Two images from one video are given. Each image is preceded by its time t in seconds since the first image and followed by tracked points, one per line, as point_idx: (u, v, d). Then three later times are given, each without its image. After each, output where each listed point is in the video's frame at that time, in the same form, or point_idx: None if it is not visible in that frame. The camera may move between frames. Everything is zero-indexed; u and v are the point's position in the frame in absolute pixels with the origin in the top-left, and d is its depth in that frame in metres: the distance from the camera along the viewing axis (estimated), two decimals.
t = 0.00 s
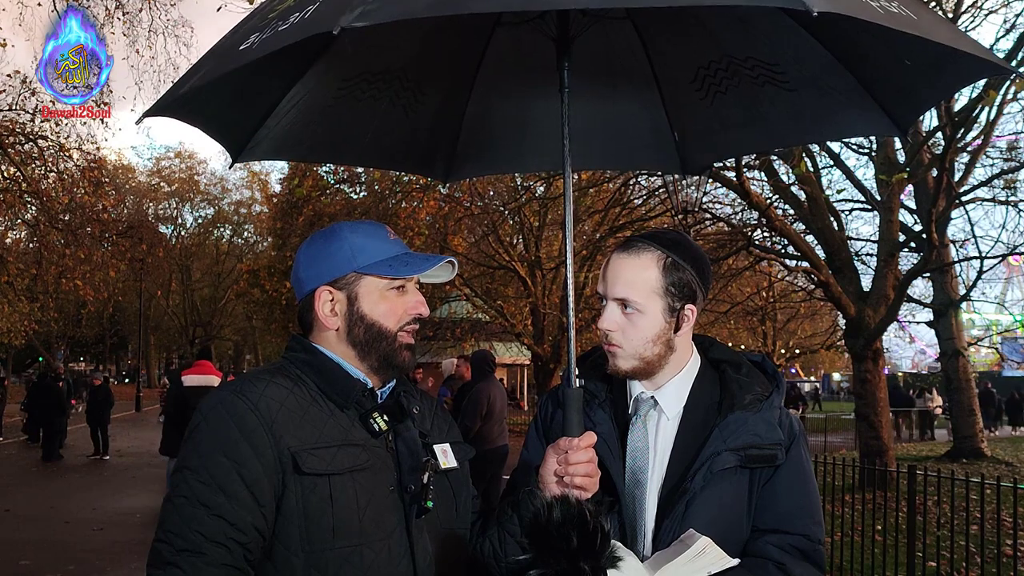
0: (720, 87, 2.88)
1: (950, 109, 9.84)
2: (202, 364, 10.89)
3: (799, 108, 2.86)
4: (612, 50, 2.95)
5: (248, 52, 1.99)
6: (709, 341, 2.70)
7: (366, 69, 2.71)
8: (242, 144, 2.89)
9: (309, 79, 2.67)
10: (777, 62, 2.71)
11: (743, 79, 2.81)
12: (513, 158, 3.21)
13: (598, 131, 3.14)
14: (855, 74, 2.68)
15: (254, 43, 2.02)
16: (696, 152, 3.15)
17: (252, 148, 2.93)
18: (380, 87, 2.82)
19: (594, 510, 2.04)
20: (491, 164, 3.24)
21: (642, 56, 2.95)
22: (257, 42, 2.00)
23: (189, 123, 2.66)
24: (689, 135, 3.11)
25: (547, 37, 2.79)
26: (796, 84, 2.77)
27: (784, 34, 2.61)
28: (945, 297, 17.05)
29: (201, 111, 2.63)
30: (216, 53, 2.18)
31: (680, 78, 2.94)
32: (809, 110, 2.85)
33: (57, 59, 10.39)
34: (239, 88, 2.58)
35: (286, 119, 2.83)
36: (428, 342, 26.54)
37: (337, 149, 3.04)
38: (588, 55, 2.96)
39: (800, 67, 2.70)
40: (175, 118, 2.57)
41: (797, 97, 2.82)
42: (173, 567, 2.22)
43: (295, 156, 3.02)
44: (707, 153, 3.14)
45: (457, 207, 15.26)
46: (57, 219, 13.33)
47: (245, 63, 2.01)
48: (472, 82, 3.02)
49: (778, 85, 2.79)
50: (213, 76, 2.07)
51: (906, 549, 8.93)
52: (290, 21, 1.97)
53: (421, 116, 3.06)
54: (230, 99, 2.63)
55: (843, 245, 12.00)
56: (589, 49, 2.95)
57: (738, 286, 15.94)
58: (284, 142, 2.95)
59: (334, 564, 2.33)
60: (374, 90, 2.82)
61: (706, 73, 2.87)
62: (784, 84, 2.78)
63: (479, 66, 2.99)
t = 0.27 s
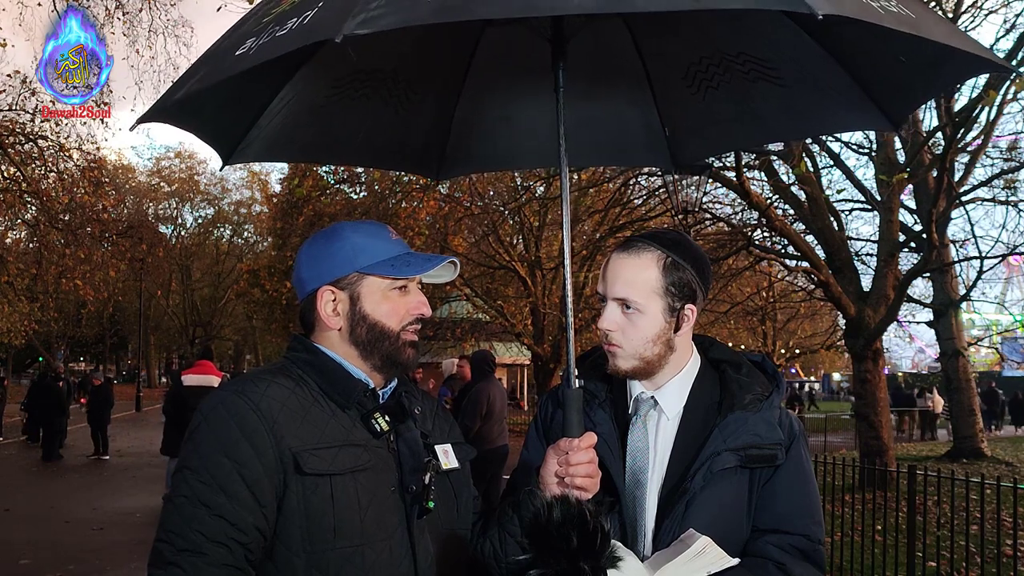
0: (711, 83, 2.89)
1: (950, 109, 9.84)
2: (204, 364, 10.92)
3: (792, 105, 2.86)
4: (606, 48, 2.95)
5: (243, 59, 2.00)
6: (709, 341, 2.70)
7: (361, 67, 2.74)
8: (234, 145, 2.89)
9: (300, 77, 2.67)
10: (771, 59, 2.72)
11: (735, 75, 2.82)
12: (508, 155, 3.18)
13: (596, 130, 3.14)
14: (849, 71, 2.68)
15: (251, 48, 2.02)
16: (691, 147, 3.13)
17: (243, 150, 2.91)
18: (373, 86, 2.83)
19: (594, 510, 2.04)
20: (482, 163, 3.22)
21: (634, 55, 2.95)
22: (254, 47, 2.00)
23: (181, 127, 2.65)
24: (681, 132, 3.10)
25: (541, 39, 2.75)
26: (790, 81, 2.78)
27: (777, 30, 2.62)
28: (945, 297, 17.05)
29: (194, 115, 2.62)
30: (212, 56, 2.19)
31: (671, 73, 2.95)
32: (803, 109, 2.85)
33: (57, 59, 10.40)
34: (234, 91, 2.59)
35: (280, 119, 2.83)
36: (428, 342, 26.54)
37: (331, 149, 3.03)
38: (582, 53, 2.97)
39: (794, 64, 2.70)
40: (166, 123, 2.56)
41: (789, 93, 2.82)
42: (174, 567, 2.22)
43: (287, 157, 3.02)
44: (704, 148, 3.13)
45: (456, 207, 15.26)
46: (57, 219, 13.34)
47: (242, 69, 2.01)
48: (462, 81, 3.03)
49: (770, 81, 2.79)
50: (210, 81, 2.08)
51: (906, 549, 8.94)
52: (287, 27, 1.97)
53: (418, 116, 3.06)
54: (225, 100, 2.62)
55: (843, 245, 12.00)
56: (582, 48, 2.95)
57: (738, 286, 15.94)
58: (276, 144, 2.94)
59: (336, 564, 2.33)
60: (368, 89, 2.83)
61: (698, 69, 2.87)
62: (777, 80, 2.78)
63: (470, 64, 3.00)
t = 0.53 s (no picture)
0: (711, 84, 2.88)
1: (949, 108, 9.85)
2: (205, 363, 10.87)
3: (790, 104, 2.86)
4: (606, 49, 2.94)
5: (240, 61, 2.00)
6: (709, 341, 2.70)
7: (358, 73, 2.71)
8: (235, 152, 2.90)
9: (304, 78, 2.63)
10: (769, 59, 2.72)
11: (735, 76, 2.81)
12: (508, 160, 3.23)
13: (596, 132, 3.14)
14: (844, 67, 2.69)
15: (247, 50, 2.03)
16: (689, 150, 3.15)
17: (245, 156, 2.92)
18: (374, 90, 2.81)
19: (594, 510, 2.04)
20: (487, 169, 3.26)
21: (634, 56, 2.94)
22: (249, 50, 2.00)
23: (181, 130, 2.67)
24: (682, 134, 3.10)
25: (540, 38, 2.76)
26: (788, 79, 2.77)
27: (773, 27, 2.63)
28: (945, 298, 17.06)
29: (193, 116, 2.63)
30: (210, 61, 2.19)
31: (671, 74, 2.93)
32: (800, 106, 2.85)
33: (57, 59, 10.39)
34: (234, 94, 2.59)
35: (281, 125, 2.82)
36: (428, 342, 26.53)
37: (333, 150, 3.04)
38: (581, 54, 2.96)
39: (791, 62, 2.71)
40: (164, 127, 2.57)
41: (787, 93, 2.83)
42: (176, 566, 2.23)
43: (289, 164, 3.03)
44: (699, 153, 3.15)
45: (457, 207, 15.26)
46: (57, 219, 13.36)
47: (239, 72, 2.01)
48: (464, 83, 3.01)
49: (769, 81, 2.79)
50: (208, 84, 2.08)
51: (906, 549, 8.95)
52: (283, 28, 1.98)
53: (420, 118, 3.06)
54: (225, 102, 2.62)
55: (843, 245, 12.00)
56: (581, 48, 2.94)
57: (738, 286, 15.94)
58: (278, 149, 2.94)
59: (337, 564, 2.33)
60: (370, 91, 2.81)
61: (697, 70, 2.86)
62: (776, 81, 2.78)
63: (471, 67, 2.98)
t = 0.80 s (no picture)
0: (716, 90, 2.89)
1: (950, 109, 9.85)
2: (207, 363, 10.84)
3: (793, 110, 2.86)
4: (609, 49, 2.93)
5: (246, 57, 2.00)
6: (709, 341, 2.70)
7: (363, 76, 2.70)
8: (239, 152, 2.90)
9: (312, 76, 2.63)
10: (773, 64, 2.71)
11: (740, 82, 2.82)
12: (511, 162, 3.20)
13: (597, 135, 3.12)
14: (846, 70, 2.68)
15: (252, 47, 2.03)
16: (692, 154, 3.15)
17: (248, 157, 2.92)
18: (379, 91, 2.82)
19: (594, 510, 2.04)
20: (488, 172, 3.23)
21: (638, 59, 2.94)
22: (255, 46, 2.01)
23: (185, 128, 2.67)
24: (685, 140, 3.11)
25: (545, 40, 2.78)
26: (792, 84, 2.77)
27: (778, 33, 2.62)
28: (945, 298, 17.05)
29: (195, 115, 2.63)
30: (216, 59, 2.19)
31: (676, 80, 2.94)
32: (804, 110, 2.84)
33: (56, 59, 10.39)
34: (238, 90, 2.60)
35: (284, 125, 2.82)
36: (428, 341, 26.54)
37: (336, 151, 3.04)
38: (584, 56, 2.96)
39: (794, 65, 2.70)
40: (168, 123, 2.57)
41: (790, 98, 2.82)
42: (177, 566, 2.23)
43: (291, 164, 3.03)
44: (702, 157, 3.14)
45: (456, 207, 15.26)
46: (57, 219, 13.37)
47: (245, 67, 2.01)
48: (468, 87, 3.00)
49: (773, 87, 2.79)
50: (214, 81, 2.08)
51: (906, 549, 8.95)
52: (289, 25, 1.98)
53: (423, 119, 3.05)
54: (228, 98, 2.62)
55: (843, 246, 12.00)
56: (584, 49, 2.94)
57: (738, 286, 15.94)
58: (282, 150, 2.94)
59: (337, 564, 2.33)
60: (374, 91, 2.80)
61: (701, 75, 2.87)
62: (781, 86, 2.78)
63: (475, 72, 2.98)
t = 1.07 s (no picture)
0: (720, 93, 2.89)
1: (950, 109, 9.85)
2: (210, 363, 10.80)
3: (797, 114, 2.86)
4: (615, 52, 2.93)
5: (259, 52, 2.00)
6: (709, 341, 2.70)
7: (369, 72, 2.72)
8: (243, 145, 2.89)
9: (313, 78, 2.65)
10: (779, 68, 2.72)
11: (745, 86, 2.82)
12: (515, 163, 3.18)
13: (601, 139, 3.11)
14: (852, 77, 2.68)
15: (266, 42, 2.02)
16: (695, 159, 3.13)
17: (251, 150, 2.91)
18: (383, 90, 2.83)
19: (594, 510, 2.04)
20: (491, 168, 3.21)
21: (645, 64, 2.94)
22: (269, 41, 2.01)
23: (190, 120, 2.66)
24: (689, 141, 3.10)
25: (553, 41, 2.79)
26: (797, 90, 2.78)
27: (784, 38, 2.63)
28: (945, 298, 17.06)
29: (201, 109, 2.64)
30: (225, 52, 2.18)
31: (681, 84, 2.94)
32: (807, 113, 2.84)
33: (57, 59, 10.40)
34: (241, 90, 2.59)
35: (286, 122, 2.83)
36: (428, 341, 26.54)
37: (337, 148, 3.02)
38: (591, 60, 2.96)
39: (800, 71, 2.71)
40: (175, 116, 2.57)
41: (796, 104, 2.83)
42: (177, 567, 2.23)
43: (295, 159, 3.02)
44: (704, 159, 3.12)
45: (456, 207, 15.27)
46: (57, 219, 13.38)
47: (258, 62, 2.01)
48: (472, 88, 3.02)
49: (779, 91, 2.80)
50: (224, 75, 2.08)
51: (906, 549, 8.96)
52: (302, 21, 1.97)
53: (426, 117, 3.05)
54: (233, 97, 2.61)
55: (843, 246, 12.00)
56: (591, 58, 2.95)
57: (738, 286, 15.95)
58: (283, 145, 2.94)
59: (337, 565, 2.33)
60: (377, 90, 2.82)
61: (707, 80, 2.87)
62: (786, 91, 2.79)
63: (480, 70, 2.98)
